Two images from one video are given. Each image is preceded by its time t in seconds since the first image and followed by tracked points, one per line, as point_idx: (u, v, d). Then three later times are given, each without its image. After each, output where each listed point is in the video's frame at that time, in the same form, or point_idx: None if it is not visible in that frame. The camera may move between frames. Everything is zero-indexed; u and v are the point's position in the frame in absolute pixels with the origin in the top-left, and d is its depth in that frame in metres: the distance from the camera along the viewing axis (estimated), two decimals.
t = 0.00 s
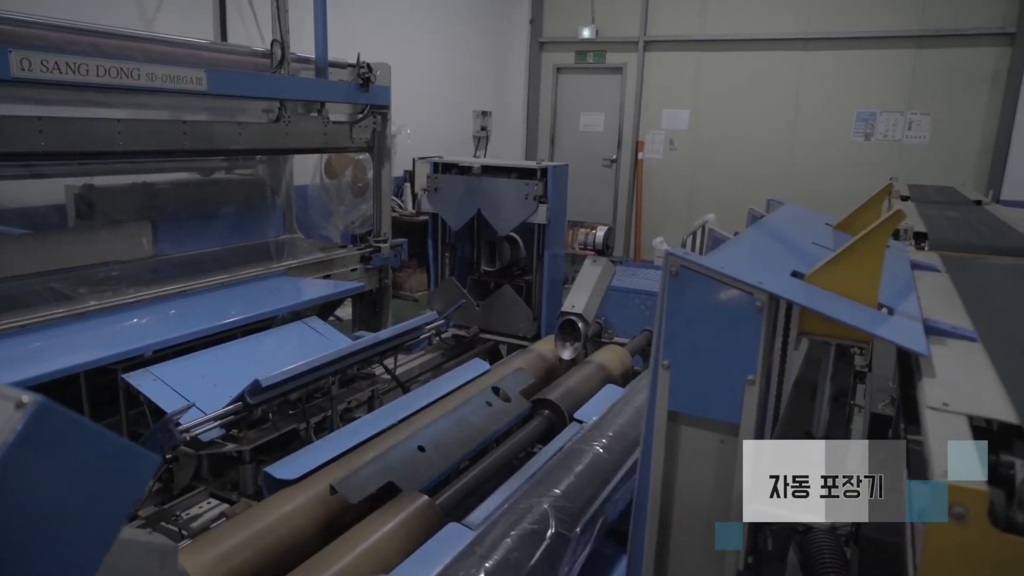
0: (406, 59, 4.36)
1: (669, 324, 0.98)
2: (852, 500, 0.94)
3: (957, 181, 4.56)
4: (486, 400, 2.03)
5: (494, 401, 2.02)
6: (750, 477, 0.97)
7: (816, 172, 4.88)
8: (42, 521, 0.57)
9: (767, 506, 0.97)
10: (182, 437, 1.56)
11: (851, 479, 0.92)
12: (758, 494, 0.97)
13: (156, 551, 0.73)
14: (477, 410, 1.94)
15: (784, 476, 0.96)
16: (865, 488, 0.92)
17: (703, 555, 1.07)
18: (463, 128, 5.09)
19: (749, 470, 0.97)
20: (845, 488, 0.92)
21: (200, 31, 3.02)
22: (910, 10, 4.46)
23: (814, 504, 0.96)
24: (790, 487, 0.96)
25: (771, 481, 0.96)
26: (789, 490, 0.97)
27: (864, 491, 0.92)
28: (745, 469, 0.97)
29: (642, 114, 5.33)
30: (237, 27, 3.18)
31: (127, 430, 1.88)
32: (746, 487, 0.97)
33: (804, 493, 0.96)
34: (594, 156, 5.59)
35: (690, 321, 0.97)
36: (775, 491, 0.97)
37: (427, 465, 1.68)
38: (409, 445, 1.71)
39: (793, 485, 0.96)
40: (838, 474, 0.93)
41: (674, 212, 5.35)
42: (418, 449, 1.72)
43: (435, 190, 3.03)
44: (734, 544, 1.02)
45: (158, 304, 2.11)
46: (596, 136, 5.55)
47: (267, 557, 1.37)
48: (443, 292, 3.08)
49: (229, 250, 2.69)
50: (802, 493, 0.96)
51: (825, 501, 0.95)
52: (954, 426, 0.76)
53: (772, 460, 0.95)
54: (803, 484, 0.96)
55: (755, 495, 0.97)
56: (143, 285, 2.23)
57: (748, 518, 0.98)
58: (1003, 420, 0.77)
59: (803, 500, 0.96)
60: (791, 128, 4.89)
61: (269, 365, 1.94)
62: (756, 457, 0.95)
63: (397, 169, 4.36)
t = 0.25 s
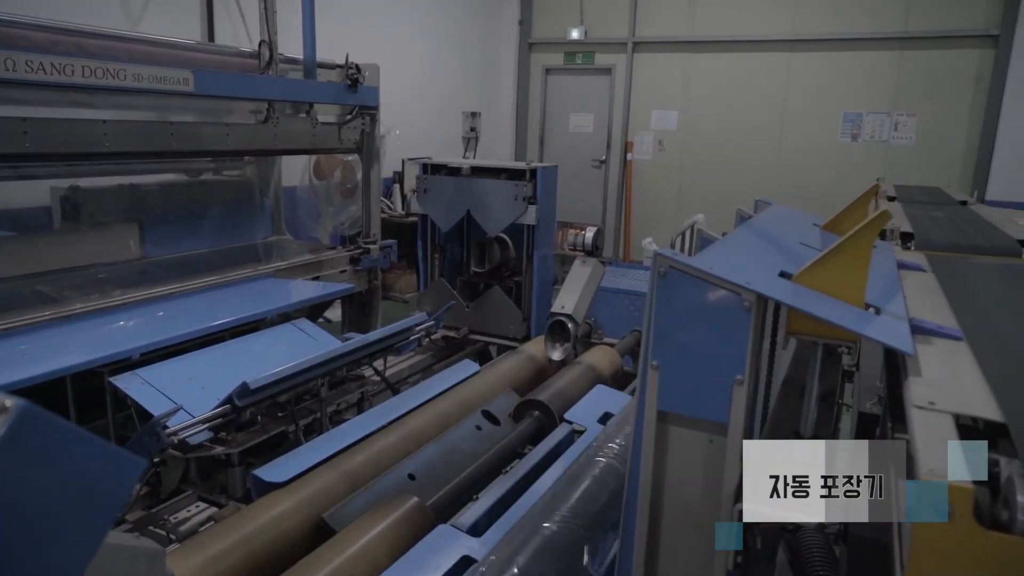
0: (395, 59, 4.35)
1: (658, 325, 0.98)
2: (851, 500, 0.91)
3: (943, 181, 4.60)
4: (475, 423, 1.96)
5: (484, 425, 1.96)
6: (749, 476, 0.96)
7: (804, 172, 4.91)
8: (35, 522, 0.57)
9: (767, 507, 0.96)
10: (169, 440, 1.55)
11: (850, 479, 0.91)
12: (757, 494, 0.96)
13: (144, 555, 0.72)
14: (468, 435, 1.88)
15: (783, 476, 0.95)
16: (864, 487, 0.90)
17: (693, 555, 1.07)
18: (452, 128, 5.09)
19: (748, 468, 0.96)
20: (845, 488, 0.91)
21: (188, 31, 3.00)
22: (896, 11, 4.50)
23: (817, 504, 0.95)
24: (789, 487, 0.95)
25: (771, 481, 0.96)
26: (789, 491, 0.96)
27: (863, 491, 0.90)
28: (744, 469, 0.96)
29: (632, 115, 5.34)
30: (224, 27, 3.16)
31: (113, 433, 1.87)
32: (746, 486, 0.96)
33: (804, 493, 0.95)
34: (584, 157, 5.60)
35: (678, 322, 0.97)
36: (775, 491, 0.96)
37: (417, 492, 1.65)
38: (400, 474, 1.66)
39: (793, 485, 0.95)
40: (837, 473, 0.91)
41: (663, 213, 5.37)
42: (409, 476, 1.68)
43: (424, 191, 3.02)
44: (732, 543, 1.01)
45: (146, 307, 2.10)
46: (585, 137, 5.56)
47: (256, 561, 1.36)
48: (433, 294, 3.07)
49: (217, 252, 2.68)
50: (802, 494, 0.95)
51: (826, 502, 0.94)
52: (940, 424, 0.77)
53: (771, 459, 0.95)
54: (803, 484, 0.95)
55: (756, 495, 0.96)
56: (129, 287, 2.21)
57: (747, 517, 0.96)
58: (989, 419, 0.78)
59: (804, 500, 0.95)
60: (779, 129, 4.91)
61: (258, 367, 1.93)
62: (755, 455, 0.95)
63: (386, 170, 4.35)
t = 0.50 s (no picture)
0: (384, 61, 4.34)
1: (647, 327, 0.99)
2: (850, 501, 0.88)
3: (929, 183, 4.64)
4: (466, 433, 1.94)
5: (475, 433, 1.94)
6: (749, 476, 0.96)
7: (792, 174, 4.94)
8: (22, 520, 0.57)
9: (767, 507, 0.95)
10: (157, 444, 1.54)
11: (850, 478, 0.88)
12: (757, 494, 0.96)
13: (131, 560, 0.71)
14: (458, 445, 1.85)
15: (784, 477, 0.95)
16: (865, 488, 0.87)
17: (683, 556, 1.07)
18: (442, 130, 5.09)
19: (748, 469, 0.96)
20: (844, 488, 0.88)
21: (175, 33, 2.99)
22: (882, 14, 4.53)
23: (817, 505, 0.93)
24: (789, 487, 0.95)
25: (771, 481, 0.95)
26: (789, 491, 0.95)
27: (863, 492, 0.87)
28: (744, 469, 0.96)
29: (621, 117, 5.36)
30: (212, 29, 3.15)
31: (100, 438, 1.85)
32: (745, 487, 0.96)
33: (805, 493, 0.94)
34: (573, 159, 5.61)
35: (667, 323, 0.97)
36: (775, 491, 0.96)
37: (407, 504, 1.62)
38: (389, 486, 1.64)
39: (793, 485, 0.95)
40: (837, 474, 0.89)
41: (653, 214, 5.39)
42: (399, 486, 1.66)
43: (414, 193, 3.02)
44: (734, 544, 0.99)
45: (133, 310, 2.08)
46: (575, 139, 5.57)
47: (245, 566, 1.36)
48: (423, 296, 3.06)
49: (206, 254, 2.66)
50: (802, 494, 0.94)
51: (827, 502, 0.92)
52: (927, 424, 0.77)
53: (770, 459, 0.95)
54: (803, 484, 0.94)
55: (756, 496, 0.96)
56: (116, 290, 2.19)
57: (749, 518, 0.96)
58: (975, 418, 0.79)
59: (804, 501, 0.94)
60: (767, 131, 4.94)
61: (247, 370, 1.92)
62: (753, 455, 0.96)
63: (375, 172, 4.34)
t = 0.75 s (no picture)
0: (374, 64, 4.34)
1: (637, 329, 0.99)
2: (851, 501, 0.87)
3: (916, 185, 4.68)
4: (457, 437, 1.93)
5: (465, 438, 1.93)
6: (749, 476, 0.97)
7: (781, 176, 4.97)
8: None
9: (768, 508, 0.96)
10: (146, 449, 1.53)
11: (851, 478, 0.87)
12: (758, 495, 0.96)
13: (120, 565, 0.71)
14: (448, 449, 1.85)
15: (784, 477, 0.96)
16: (864, 487, 0.85)
17: (674, 558, 1.07)
18: (432, 133, 5.08)
19: (748, 469, 0.96)
20: (849, 488, 0.86)
21: (163, 35, 2.97)
22: (869, 17, 4.57)
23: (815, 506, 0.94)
24: (790, 487, 0.96)
25: (771, 481, 0.96)
26: (789, 491, 0.96)
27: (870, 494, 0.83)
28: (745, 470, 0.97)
29: (611, 119, 5.37)
30: (201, 31, 3.13)
31: (88, 443, 1.84)
32: (745, 487, 0.97)
33: (804, 493, 0.95)
34: (564, 161, 5.62)
35: (656, 326, 0.98)
36: (775, 491, 0.96)
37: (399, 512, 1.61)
38: (380, 491, 1.63)
39: (793, 485, 0.96)
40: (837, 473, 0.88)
41: (643, 216, 5.41)
42: (390, 494, 1.65)
43: (404, 196, 3.01)
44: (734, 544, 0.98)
45: (121, 314, 2.07)
46: (565, 142, 5.58)
47: (234, 570, 1.35)
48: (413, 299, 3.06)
49: (195, 258, 2.65)
50: (802, 494, 0.95)
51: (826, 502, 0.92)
52: (914, 424, 0.78)
53: (770, 460, 0.96)
54: (803, 484, 0.95)
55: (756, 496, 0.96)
56: (104, 294, 2.18)
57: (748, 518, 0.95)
58: (961, 418, 0.79)
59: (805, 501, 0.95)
60: (756, 133, 4.97)
61: (237, 374, 1.91)
62: (753, 455, 0.96)
63: (365, 175, 4.33)
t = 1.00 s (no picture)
0: (364, 67, 4.33)
1: (627, 331, 0.99)
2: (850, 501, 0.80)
3: (904, 187, 4.72)
4: (448, 441, 1.93)
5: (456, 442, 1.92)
6: (748, 475, 0.95)
7: (770, 179, 4.99)
8: None
9: (766, 507, 0.94)
10: (134, 454, 1.52)
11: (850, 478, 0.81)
12: (757, 495, 0.95)
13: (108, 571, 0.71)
14: (438, 453, 1.84)
15: (783, 476, 0.93)
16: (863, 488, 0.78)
17: (665, 560, 1.07)
18: (423, 135, 5.08)
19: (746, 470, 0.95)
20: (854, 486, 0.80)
21: (152, 37, 2.96)
22: (857, 20, 4.61)
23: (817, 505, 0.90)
24: (789, 487, 0.93)
25: (770, 481, 0.94)
26: (789, 491, 0.93)
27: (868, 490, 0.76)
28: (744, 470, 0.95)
29: (601, 122, 5.39)
30: (190, 34, 3.12)
31: (75, 449, 1.83)
32: (744, 487, 0.95)
33: (805, 493, 0.92)
34: (554, 163, 5.62)
35: (647, 328, 0.98)
36: (775, 491, 0.94)
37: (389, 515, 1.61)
38: (370, 496, 1.63)
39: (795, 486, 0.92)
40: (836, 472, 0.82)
41: (633, 218, 5.42)
42: (381, 497, 1.64)
43: (394, 199, 3.01)
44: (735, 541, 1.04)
45: (110, 318, 2.05)
46: (556, 144, 5.59)
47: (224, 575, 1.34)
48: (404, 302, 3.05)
49: (184, 261, 2.64)
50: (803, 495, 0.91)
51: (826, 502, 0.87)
52: (900, 425, 0.78)
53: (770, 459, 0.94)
54: (803, 484, 0.92)
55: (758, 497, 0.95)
56: (91, 297, 2.16)
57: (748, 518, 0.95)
58: (949, 419, 0.80)
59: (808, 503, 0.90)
60: (746, 136, 4.99)
61: (227, 378, 1.90)
62: (752, 455, 0.94)
63: (356, 177, 4.32)
